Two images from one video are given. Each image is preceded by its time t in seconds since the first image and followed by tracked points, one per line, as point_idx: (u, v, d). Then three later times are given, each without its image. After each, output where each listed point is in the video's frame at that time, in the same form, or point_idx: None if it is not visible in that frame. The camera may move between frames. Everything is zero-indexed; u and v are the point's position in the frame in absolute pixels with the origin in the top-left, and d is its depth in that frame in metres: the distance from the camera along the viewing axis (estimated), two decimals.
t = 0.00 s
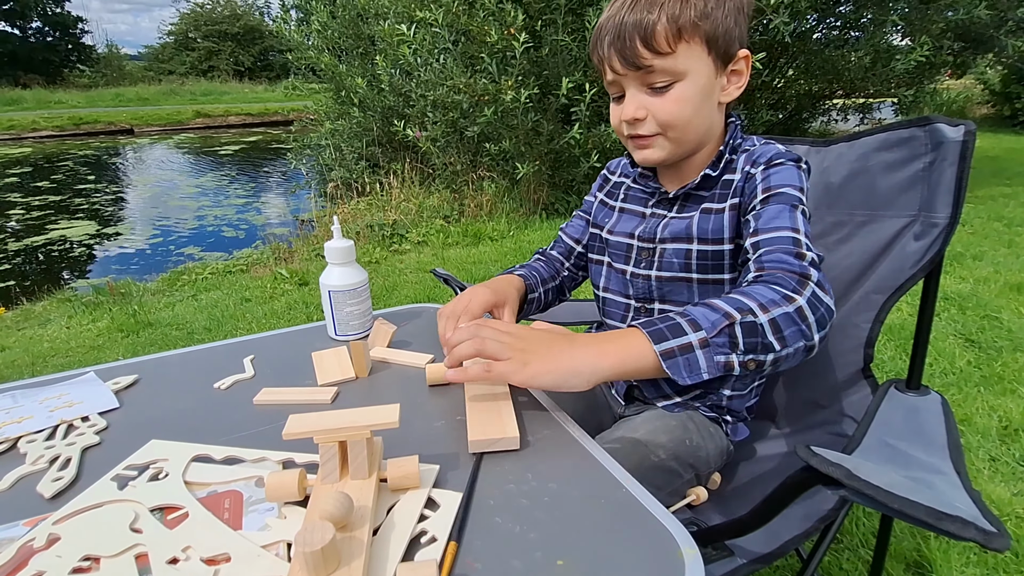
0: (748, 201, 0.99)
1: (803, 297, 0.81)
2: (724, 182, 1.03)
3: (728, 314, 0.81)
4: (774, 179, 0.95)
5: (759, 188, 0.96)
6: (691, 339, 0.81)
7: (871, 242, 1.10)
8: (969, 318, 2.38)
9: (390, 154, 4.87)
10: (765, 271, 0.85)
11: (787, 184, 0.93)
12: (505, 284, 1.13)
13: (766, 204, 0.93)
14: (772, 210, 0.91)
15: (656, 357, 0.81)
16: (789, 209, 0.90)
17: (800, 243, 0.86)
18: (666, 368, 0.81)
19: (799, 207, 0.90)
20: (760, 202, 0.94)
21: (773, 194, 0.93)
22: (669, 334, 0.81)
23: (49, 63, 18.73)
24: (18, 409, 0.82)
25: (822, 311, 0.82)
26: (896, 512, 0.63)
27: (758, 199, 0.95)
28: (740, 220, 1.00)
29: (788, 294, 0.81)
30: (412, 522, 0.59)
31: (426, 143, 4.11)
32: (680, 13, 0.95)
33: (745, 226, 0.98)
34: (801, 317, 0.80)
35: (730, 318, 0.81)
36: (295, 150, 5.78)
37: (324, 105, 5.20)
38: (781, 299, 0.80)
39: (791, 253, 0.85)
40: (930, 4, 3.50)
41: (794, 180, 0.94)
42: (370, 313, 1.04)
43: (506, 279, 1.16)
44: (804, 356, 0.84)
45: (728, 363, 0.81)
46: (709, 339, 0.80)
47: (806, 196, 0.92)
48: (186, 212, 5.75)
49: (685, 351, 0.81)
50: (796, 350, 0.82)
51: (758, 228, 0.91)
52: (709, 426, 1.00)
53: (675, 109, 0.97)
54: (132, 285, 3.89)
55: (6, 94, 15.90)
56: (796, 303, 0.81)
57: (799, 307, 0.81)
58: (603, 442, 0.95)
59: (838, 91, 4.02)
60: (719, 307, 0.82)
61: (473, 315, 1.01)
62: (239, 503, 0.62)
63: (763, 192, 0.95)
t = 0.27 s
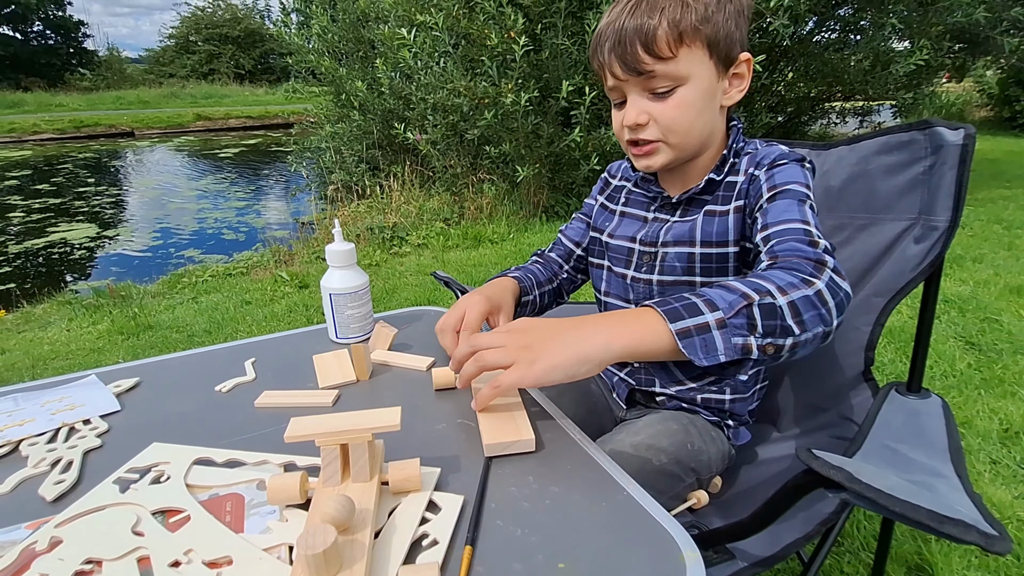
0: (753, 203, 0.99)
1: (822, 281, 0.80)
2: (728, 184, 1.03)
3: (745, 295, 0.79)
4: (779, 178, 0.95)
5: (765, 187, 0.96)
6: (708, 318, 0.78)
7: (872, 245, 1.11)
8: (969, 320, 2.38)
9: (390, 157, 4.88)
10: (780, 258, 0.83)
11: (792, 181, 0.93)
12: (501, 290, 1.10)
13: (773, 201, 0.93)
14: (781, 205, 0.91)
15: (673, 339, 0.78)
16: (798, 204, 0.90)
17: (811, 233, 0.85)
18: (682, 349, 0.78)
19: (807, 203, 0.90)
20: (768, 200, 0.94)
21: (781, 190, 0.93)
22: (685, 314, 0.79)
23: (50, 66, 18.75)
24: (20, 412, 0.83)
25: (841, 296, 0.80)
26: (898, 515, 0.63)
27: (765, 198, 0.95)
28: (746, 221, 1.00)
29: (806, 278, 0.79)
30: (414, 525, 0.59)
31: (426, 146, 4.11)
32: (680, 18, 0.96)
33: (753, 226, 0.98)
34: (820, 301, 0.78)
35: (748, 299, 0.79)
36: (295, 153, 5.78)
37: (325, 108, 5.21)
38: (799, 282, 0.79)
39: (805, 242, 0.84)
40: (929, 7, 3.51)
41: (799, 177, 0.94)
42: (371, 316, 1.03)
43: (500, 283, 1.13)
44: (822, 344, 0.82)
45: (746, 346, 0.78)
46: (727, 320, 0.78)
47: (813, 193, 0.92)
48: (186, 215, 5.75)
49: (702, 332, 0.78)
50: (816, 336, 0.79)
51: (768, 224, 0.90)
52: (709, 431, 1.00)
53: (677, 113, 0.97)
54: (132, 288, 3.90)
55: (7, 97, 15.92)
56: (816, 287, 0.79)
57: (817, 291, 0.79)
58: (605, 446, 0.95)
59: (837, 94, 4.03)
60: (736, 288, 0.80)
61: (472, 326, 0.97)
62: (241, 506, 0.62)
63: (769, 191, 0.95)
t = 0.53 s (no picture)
0: (753, 204, 0.99)
1: (816, 271, 0.79)
2: (728, 186, 1.03)
3: (734, 281, 0.79)
4: (777, 177, 0.95)
5: (763, 187, 0.96)
6: (696, 303, 0.78)
7: (871, 248, 1.10)
8: (970, 323, 2.38)
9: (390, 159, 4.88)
10: (774, 252, 0.83)
11: (790, 180, 0.93)
12: (501, 297, 1.10)
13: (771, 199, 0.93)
14: (779, 202, 0.91)
15: (660, 319, 0.79)
16: (796, 201, 0.89)
17: (807, 228, 0.85)
18: (670, 332, 0.79)
19: (804, 199, 0.90)
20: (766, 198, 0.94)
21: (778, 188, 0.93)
22: (673, 298, 0.79)
23: (51, 69, 18.78)
24: (19, 415, 0.82)
25: (836, 288, 0.80)
26: (900, 518, 0.62)
27: (763, 197, 0.95)
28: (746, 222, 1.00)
29: (799, 268, 0.79)
30: (414, 529, 0.59)
31: (426, 148, 4.12)
32: (682, 25, 0.95)
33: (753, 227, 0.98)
34: (811, 290, 0.78)
35: (736, 285, 0.79)
36: (296, 155, 5.79)
37: (325, 110, 5.22)
38: (789, 271, 0.79)
39: (799, 236, 0.84)
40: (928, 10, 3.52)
41: (797, 176, 0.94)
42: (371, 319, 1.04)
43: (501, 292, 1.12)
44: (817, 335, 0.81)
45: (734, 332, 0.78)
46: (714, 306, 0.78)
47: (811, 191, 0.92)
48: (187, 217, 5.75)
49: (689, 316, 0.78)
50: (809, 327, 0.79)
51: (766, 222, 0.90)
52: (710, 434, 1.00)
53: (679, 119, 0.97)
54: (132, 290, 3.90)
55: (8, 100, 15.94)
56: (808, 277, 0.79)
57: (808, 279, 0.78)
58: (606, 449, 0.95)
59: (836, 96, 4.03)
60: (725, 275, 0.81)
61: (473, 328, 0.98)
62: (241, 510, 0.62)
63: (767, 190, 0.95)
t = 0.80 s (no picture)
0: (749, 204, 0.98)
1: (812, 265, 0.79)
2: (725, 186, 1.03)
3: (728, 275, 0.79)
4: (773, 176, 0.95)
5: (759, 186, 0.96)
6: (689, 296, 0.78)
7: (872, 249, 1.10)
8: (970, 325, 2.38)
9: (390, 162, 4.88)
10: (770, 247, 0.83)
11: (785, 179, 0.93)
12: (506, 305, 1.09)
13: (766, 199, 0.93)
14: (774, 201, 0.90)
15: (653, 313, 0.78)
16: (791, 199, 0.89)
17: (803, 224, 0.85)
18: (663, 325, 0.78)
19: (800, 198, 0.89)
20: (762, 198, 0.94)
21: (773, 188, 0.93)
22: (666, 292, 0.79)
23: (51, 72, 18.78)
24: (16, 416, 0.82)
25: (832, 281, 0.79)
26: (902, 520, 0.62)
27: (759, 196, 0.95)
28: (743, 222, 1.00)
29: (794, 262, 0.79)
30: (413, 530, 0.58)
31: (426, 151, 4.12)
32: (671, 28, 0.95)
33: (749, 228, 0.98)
34: (807, 283, 0.77)
35: (730, 278, 0.79)
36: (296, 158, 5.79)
37: (326, 112, 5.22)
38: (784, 265, 0.78)
39: (794, 232, 0.84)
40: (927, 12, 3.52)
41: (793, 175, 0.93)
42: (370, 319, 1.04)
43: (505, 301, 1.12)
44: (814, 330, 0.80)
45: (729, 324, 0.77)
46: (708, 298, 0.77)
47: (807, 189, 0.92)
48: (187, 219, 5.75)
49: (682, 309, 0.78)
50: (806, 321, 0.78)
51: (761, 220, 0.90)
52: (710, 435, 1.00)
53: (673, 122, 0.97)
54: (132, 292, 3.89)
55: (8, 103, 15.94)
56: (804, 270, 0.78)
57: (803, 272, 0.78)
58: (605, 451, 0.94)
59: (835, 99, 4.04)
60: (719, 269, 0.80)
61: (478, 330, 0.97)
62: (238, 512, 0.61)
63: (762, 190, 0.95)
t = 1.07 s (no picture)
0: (743, 204, 0.98)
1: (798, 267, 0.78)
2: (720, 186, 1.03)
3: (712, 276, 0.79)
4: (765, 177, 0.95)
5: (752, 187, 0.96)
6: (671, 297, 0.78)
7: (872, 250, 1.10)
8: (970, 326, 2.38)
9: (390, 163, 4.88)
10: (758, 250, 0.83)
11: (778, 180, 0.93)
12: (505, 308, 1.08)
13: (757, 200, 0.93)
14: (765, 202, 0.90)
15: (634, 313, 0.79)
16: (783, 199, 0.89)
17: (794, 225, 0.84)
18: (644, 326, 0.78)
19: (792, 198, 0.89)
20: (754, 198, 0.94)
21: (765, 188, 0.93)
22: (648, 293, 0.79)
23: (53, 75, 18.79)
24: (14, 418, 0.82)
25: (819, 283, 0.79)
26: (902, 521, 0.62)
27: (753, 196, 0.95)
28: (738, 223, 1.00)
29: (780, 264, 0.79)
30: (411, 530, 0.58)
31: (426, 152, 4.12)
32: (660, 29, 0.95)
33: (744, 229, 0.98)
34: (790, 285, 0.77)
35: (713, 280, 0.79)
36: (296, 160, 5.79)
37: (326, 114, 5.22)
38: (768, 267, 0.78)
39: (784, 233, 0.83)
40: (927, 15, 3.52)
41: (785, 175, 0.93)
42: (369, 320, 1.03)
43: (506, 303, 1.11)
44: (800, 332, 0.79)
45: (710, 325, 0.77)
46: (689, 299, 0.78)
47: (800, 190, 0.92)
48: (187, 221, 5.75)
49: (664, 310, 0.78)
50: (791, 323, 0.77)
51: (753, 221, 0.90)
52: (709, 436, 1.00)
53: (663, 123, 0.97)
54: (132, 294, 3.89)
55: (9, 105, 15.96)
56: (790, 272, 0.78)
57: (787, 273, 0.78)
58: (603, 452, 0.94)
59: (835, 100, 4.04)
60: (702, 271, 0.81)
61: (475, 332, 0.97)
62: (235, 512, 0.61)
63: (755, 191, 0.95)
